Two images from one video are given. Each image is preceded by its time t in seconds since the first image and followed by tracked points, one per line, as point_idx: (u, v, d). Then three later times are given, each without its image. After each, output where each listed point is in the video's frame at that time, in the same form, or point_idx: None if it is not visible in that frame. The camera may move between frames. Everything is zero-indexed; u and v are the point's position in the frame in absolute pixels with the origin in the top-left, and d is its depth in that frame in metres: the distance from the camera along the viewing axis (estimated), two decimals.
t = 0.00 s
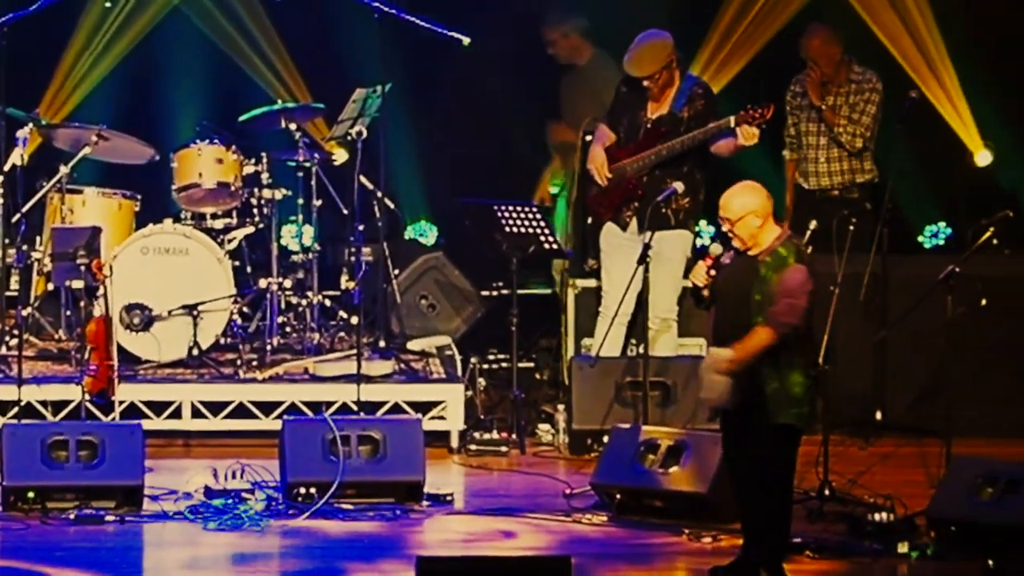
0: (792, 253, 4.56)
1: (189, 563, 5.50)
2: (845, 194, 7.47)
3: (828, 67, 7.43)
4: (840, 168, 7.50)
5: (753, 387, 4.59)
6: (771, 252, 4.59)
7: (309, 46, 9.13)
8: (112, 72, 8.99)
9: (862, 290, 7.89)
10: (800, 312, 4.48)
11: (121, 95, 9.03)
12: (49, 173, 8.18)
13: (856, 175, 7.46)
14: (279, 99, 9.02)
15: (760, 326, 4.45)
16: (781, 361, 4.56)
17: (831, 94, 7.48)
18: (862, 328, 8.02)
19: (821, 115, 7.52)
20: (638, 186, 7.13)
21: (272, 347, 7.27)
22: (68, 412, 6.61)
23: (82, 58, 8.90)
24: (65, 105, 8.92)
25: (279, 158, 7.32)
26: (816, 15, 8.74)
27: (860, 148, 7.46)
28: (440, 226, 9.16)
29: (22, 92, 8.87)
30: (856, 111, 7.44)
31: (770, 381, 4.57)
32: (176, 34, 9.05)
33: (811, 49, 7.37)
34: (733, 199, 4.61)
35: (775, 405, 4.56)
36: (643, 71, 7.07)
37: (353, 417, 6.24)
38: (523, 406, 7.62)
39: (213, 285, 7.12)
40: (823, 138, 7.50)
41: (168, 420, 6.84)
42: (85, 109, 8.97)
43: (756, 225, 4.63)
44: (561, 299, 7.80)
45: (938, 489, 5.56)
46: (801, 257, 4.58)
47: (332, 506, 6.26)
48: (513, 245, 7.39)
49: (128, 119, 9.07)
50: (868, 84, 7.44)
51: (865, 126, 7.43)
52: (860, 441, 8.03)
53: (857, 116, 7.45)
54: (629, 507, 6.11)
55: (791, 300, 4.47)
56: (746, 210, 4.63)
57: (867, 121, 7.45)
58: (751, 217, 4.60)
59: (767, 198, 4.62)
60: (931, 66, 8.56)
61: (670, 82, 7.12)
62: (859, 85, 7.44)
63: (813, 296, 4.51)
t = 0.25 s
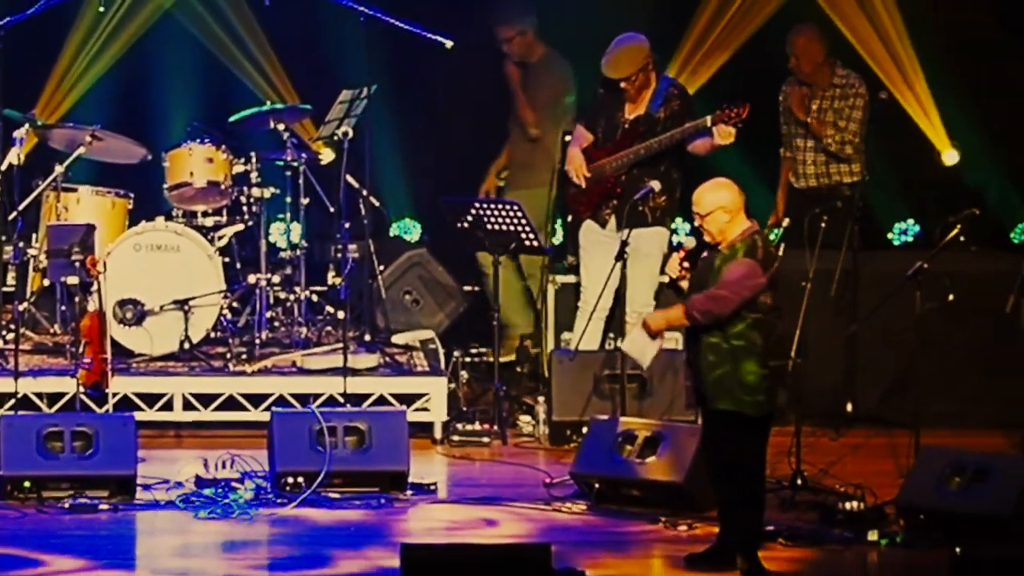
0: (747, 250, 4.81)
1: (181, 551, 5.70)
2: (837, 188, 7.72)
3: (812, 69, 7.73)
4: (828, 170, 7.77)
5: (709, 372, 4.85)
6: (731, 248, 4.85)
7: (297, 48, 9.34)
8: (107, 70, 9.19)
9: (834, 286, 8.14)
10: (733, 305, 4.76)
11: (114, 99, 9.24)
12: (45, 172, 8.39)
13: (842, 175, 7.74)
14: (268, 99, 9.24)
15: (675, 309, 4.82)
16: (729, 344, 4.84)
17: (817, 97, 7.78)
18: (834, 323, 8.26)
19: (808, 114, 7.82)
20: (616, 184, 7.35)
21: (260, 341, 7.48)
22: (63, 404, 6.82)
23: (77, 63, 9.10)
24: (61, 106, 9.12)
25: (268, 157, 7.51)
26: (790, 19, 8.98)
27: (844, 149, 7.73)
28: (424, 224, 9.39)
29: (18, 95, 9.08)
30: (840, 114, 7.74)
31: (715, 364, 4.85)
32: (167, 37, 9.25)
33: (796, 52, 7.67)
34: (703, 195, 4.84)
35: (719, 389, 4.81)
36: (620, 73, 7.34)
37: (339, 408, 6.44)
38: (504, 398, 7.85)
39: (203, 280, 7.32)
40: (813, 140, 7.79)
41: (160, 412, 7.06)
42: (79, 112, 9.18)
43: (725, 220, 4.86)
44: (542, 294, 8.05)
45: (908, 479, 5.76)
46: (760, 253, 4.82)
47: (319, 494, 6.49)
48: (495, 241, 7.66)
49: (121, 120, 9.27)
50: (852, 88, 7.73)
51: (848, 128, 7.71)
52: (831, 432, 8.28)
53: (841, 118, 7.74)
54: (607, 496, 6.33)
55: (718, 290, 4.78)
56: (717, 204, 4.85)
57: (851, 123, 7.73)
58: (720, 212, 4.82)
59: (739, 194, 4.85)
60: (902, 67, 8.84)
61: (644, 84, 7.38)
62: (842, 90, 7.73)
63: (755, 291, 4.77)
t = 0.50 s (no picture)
0: (716, 245, 5.07)
1: (173, 538, 5.91)
2: (810, 187, 7.89)
3: (791, 65, 7.94)
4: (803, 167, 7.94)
5: (680, 363, 5.09)
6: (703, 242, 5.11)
7: (286, 51, 9.57)
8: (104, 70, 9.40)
9: (806, 282, 8.38)
10: (698, 294, 5.04)
11: (107, 102, 9.44)
12: (41, 171, 8.62)
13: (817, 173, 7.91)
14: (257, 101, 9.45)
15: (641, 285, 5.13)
16: (698, 335, 5.08)
17: (795, 96, 8.01)
18: (807, 318, 8.51)
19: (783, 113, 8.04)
20: (596, 183, 7.59)
21: (250, 335, 7.76)
22: (59, 396, 7.05)
23: (71, 66, 9.31)
24: (56, 107, 9.31)
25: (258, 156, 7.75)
26: (765, 23, 9.25)
27: (819, 147, 7.91)
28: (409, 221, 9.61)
29: (14, 97, 9.27)
30: (817, 113, 7.93)
31: (683, 355, 5.10)
32: (160, 41, 9.44)
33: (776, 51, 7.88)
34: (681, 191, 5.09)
35: (687, 380, 5.05)
36: (598, 74, 7.54)
37: (327, 401, 6.66)
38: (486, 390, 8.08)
39: (195, 276, 7.54)
40: (790, 138, 7.99)
41: (152, 404, 7.27)
42: (73, 113, 9.38)
43: (702, 216, 5.11)
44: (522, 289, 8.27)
45: (877, 471, 5.92)
46: (731, 249, 5.08)
47: (307, 484, 6.70)
48: (477, 240, 7.87)
49: (115, 122, 9.48)
50: (832, 89, 7.91)
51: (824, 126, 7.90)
52: (804, 423, 8.54)
53: (818, 118, 7.92)
54: (586, 485, 6.56)
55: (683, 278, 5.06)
56: (694, 202, 5.10)
57: (825, 122, 7.91)
58: (696, 210, 5.07)
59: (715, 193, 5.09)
60: (874, 69, 9.09)
61: (622, 85, 7.59)
62: (821, 91, 7.93)
63: (720, 283, 5.03)
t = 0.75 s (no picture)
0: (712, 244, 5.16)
1: (164, 532, 6.03)
2: (789, 186, 8.04)
3: (772, 64, 8.00)
4: (781, 165, 8.09)
5: (667, 363, 5.21)
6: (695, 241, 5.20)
7: (275, 54, 9.71)
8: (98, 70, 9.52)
9: (786, 280, 8.53)
10: (699, 292, 5.10)
11: (100, 104, 9.56)
12: (35, 172, 8.76)
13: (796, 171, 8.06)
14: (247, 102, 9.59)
15: (648, 290, 5.11)
16: (693, 337, 5.20)
17: (775, 96, 8.09)
18: (787, 315, 8.67)
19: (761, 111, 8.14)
20: (579, 184, 7.73)
21: (240, 332, 7.90)
22: (52, 392, 7.19)
23: (63, 69, 9.39)
24: (49, 108, 9.38)
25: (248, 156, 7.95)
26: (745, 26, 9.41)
27: (797, 145, 8.06)
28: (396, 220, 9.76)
29: (7, 100, 9.37)
30: (796, 111, 8.04)
31: (679, 357, 5.21)
32: (153, 44, 9.55)
33: (758, 51, 7.98)
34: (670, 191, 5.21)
35: (679, 380, 5.18)
36: (582, 77, 7.66)
37: (315, 397, 6.80)
38: (472, 386, 8.23)
39: (186, 274, 7.67)
40: (768, 136, 8.09)
41: (144, 400, 7.41)
42: (66, 114, 9.47)
43: (693, 216, 5.22)
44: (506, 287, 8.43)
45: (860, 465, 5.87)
46: (721, 247, 5.18)
47: (296, 479, 6.83)
48: (464, 240, 7.98)
49: (108, 124, 9.60)
50: (812, 89, 8.00)
51: (802, 124, 8.03)
52: (784, 419, 8.70)
53: (797, 116, 8.04)
54: (570, 480, 6.70)
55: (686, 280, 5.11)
56: (684, 203, 5.22)
57: (804, 120, 8.04)
58: (688, 209, 5.19)
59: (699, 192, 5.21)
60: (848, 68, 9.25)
61: (607, 86, 7.71)
62: (802, 91, 8.02)
63: (717, 282, 5.11)
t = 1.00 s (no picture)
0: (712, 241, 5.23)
1: (156, 524, 6.16)
2: (765, 184, 8.27)
3: (749, 65, 8.19)
4: (758, 163, 8.29)
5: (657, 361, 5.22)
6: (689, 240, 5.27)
7: (266, 57, 9.84)
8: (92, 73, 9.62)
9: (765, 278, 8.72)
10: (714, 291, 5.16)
11: (94, 105, 9.69)
12: (31, 171, 8.93)
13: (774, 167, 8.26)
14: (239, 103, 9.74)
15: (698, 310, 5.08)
16: (686, 335, 5.21)
17: (752, 96, 8.30)
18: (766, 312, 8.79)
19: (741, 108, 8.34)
20: (563, 183, 7.87)
21: (230, 328, 8.16)
22: (47, 387, 7.35)
23: (58, 71, 9.51)
24: (45, 108, 9.52)
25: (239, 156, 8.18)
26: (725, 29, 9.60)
27: (773, 142, 8.25)
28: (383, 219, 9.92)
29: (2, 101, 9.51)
30: (771, 109, 8.24)
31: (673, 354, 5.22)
32: (146, 46, 9.70)
33: (735, 52, 8.16)
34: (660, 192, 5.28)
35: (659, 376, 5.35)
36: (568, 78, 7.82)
37: (304, 392, 6.96)
38: (458, 382, 8.40)
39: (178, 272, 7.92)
40: (746, 134, 8.30)
41: (137, 395, 7.62)
42: (60, 114, 9.61)
43: (681, 216, 5.29)
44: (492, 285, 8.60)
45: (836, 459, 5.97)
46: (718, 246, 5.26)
47: (286, 473, 6.99)
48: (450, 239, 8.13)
49: (102, 125, 9.73)
50: (786, 88, 8.22)
51: (778, 122, 8.23)
52: (764, 414, 8.89)
53: (772, 115, 8.24)
54: (555, 474, 6.87)
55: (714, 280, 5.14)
56: (671, 203, 5.31)
57: (779, 116, 8.22)
58: (679, 209, 5.27)
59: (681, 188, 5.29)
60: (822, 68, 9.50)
61: (591, 87, 7.88)
62: (776, 91, 8.23)
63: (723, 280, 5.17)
